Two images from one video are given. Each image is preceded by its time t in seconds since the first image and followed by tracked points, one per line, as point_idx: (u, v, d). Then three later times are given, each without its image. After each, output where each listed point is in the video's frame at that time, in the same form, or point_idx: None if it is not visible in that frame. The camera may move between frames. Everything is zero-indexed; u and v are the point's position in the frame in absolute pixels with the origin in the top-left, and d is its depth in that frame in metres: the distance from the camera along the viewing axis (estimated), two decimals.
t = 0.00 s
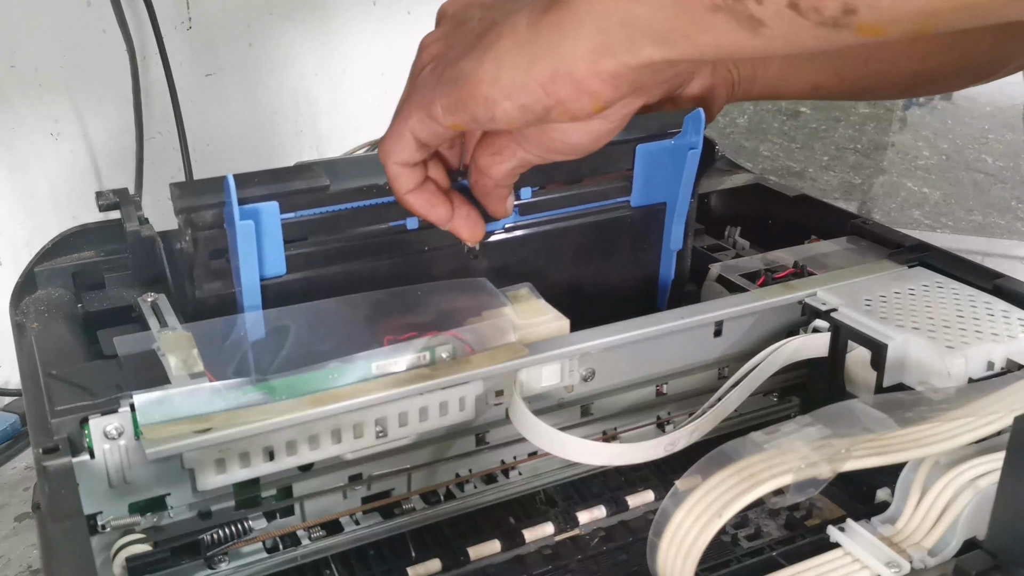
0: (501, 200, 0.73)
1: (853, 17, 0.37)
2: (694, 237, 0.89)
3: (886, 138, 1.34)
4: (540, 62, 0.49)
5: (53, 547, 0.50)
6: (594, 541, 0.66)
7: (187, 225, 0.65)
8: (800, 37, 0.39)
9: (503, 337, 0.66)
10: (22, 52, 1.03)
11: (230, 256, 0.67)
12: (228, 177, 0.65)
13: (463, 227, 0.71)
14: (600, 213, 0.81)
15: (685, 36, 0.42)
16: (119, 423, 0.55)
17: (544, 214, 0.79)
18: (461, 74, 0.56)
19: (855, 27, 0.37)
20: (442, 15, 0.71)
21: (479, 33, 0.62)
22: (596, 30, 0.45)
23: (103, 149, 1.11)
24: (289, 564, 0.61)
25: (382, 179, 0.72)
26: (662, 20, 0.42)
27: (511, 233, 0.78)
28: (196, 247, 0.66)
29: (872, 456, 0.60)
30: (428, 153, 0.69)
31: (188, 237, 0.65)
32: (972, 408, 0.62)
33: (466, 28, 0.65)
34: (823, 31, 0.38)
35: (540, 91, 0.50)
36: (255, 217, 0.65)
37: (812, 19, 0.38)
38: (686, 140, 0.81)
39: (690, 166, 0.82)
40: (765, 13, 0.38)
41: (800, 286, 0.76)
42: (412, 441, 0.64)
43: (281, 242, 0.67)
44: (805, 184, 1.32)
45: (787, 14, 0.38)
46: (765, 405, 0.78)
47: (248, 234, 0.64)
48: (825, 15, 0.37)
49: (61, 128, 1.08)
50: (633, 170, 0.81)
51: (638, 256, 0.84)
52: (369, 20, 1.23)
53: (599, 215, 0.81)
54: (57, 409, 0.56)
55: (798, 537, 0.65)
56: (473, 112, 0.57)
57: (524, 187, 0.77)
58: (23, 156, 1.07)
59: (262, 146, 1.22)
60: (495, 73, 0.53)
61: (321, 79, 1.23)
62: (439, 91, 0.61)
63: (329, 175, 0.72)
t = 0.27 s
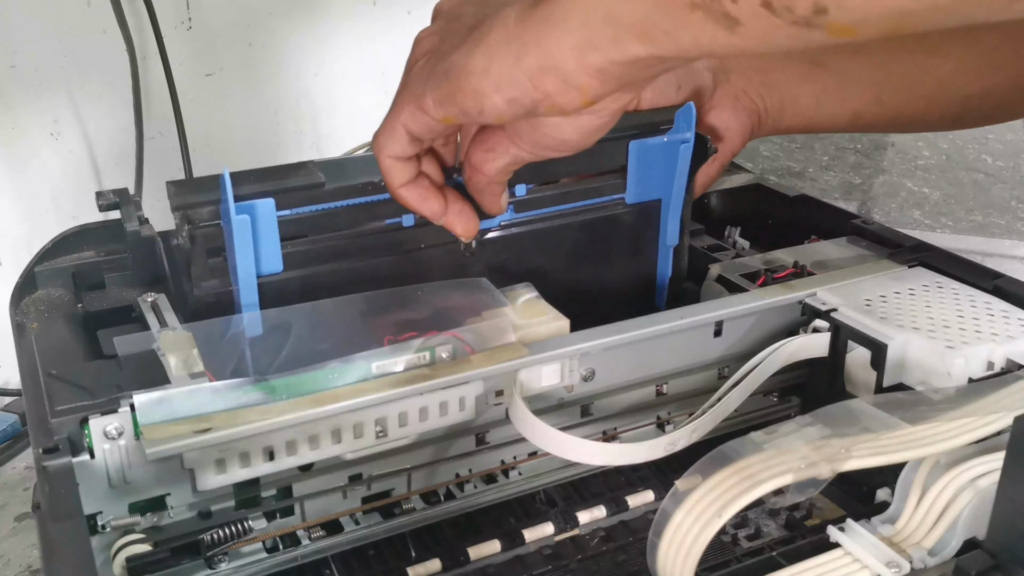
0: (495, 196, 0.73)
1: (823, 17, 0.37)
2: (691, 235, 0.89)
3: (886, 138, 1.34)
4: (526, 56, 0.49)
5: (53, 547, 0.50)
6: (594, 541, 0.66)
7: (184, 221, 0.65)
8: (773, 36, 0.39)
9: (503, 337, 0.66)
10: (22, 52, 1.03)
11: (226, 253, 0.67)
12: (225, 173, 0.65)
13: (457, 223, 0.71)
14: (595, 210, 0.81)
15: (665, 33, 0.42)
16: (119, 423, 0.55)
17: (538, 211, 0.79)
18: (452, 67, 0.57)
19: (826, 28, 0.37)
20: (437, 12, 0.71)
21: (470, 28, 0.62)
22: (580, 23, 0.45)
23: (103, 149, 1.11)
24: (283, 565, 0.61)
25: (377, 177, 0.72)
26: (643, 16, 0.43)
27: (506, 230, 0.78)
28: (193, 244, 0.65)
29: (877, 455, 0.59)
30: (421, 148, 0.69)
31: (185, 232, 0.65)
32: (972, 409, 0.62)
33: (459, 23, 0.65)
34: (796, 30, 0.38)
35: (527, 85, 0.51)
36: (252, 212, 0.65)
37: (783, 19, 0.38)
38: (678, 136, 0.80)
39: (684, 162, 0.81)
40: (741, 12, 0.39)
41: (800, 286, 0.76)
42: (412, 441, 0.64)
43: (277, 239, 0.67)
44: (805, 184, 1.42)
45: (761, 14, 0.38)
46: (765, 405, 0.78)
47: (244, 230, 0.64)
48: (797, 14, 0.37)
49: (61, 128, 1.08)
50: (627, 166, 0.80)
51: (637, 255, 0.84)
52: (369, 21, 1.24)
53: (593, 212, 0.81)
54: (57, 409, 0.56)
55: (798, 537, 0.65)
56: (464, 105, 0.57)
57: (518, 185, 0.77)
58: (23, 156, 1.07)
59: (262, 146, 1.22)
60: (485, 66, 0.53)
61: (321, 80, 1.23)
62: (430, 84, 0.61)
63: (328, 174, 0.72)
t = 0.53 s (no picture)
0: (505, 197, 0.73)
1: (847, 11, 0.37)
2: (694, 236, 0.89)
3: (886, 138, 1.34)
4: (543, 55, 0.49)
5: (53, 547, 0.50)
6: (594, 541, 0.66)
7: (188, 225, 0.65)
8: (797, 31, 0.40)
9: (504, 337, 0.66)
10: (22, 52, 1.03)
11: (230, 256, 0.67)
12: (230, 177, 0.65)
13: (468, 223, 0.72)
14: (602, 213, 0.81)
15: (687, 31, 0.43)
16: (119, 423, 0.55)
17: (545, 213, 0.79)
18: (467, 66, 0.57)
19: (850, 21, 0.38)
20: (450, 13, 0.71)
21: (483, 28, 0.62)
22: (599, 21, 0.45)
23: (103, 149, 1.11)
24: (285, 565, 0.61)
25: (383, 179, 0.71)
26: (664, 13, 0.43)
27: (512, 233, 0.78)
28: (197, 248, 0.66)
29: (876, 455, 0.60)
30: (433, 149, 0.69)
31: (189, 237, 0.65)
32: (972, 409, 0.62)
33: (473, 22, 0.65)
34: (818, 25, 0.39)
35: (544, 84, 0.51)
36: (257, 218, 0.65)
37: (807, 13, 0.38)
38: (688, 141, 0.80)
39: (691, 167, 0.82)
40: (764, 7, 0.39)
41: (800, 285, 0.76)
42: (412, 441, 0.64)
43: (282, 243, 0.67)
44: (805, 184, 1.42)
45: (784, 7, 0.38)
46: (765, 405, 0.78)
47: (250, 236, 0.64)
48: (820, 8, 0.38)
49: (62, 128, 1.08)
50: (635, 170, 0.80)
51: (638, 255, 0.84)
52: (369, 21, 1.23)
53: (600, 214, 0.81)
54: (57, 409, 0.56)
55: (797, 537, 0.65)
56: (477, 105, 0.57)
57: (527, 188, 0.77)
58: (23, 156, 1.07)
59: (263, 146, 1.22)
60: (499, 66, 0.53)
61: (321, 80, 1.23)
62: (444, 84, 0.61)
63: (328, 174, 0.71)
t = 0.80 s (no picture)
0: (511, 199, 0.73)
1: (859, 8, 0.37)
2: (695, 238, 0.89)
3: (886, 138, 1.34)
4: (552, 57, 0.49)
5: (53, 547, 0.50)
6: (594, 541, 0.66)
7: (189, 229, 0.64)
8: (810, 29, 0.39)
9: (503, 337, 0.66)
10: (22, 52, 1.03)
11: (232, 258, 0.66)
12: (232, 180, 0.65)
13: (473, 224, 0.72)
14: (605, 216, 0.81)
15: (695, 31, 0.42)
16: (119, 423, 0.55)
17: (548, 216, 0.79)
18: (475, 68, 0.57)
19: (861, 19, 0.37)
20: (459, 14, 0.71)
21: (491, 28, 0.62)
22: (608, 23, 0.45)
23: (103, 149, 1.11)
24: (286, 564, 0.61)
25: (386, 181, 0.71)
26: (673, 15, 0.42)
27: (514, 236, 0.78)
28: (198, 250, 0.65)
29: (876, 454, 0.60)
30: (439, 150, 0.69)
31: (191, 241, 0.65)
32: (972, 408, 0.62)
33: (481, 23, 0.65)
34: (831, 23, 0.38)
35: (553, 85, 0.51)
36: (260, 223, 0.65)
37: (817, 11, 0.38)
38: (694, 146, 0.80)
39: (696, 171, 0.82)
40: (773, 5, 0.39)
41: (800, 285, 0.76)
42: (412, 441, 0.64)
43: (285, 246, 0.67)
44: (805, 184, 1.42)
45: (794, 6, 0.38)
46: (765, 405, 0.78)
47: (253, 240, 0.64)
48: (831, 6, 0.37)
49: (62, 128, 1.08)
50: (640, 174, 0.80)
51: (638, 255, 0.84)
52: (369, 20, 1.23)
53: (604, 218, 0.81)
54: (57, 409, 0.56)
55: (797, 537, 0.65)
56: (486, 105, 0.57)
57: (530, 191, 0.77)
58: (23, 156, 1.07)
59: (263, 146, 1.22)
60: (508, 67, 0.53)
61: (321, 79, 1.23)
62: (452, 84, 0.61)
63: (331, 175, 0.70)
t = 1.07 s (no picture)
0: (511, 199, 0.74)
1: (855, 8, 0.35)
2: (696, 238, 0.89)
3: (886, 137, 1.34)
4: (551, 55, 0.49)
5: (52, 546, 0.50)
6: (595, 541, 0.66)
7: (190, 230, 0.65)
8: (806, 28, 0.38)
9: (502, 337, 0.66)
10: (22, 52, 1.03)
11: (233, 259, 0.66)
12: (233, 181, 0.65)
13: (474, 225, 0.72)
14: (607, 217, 0.81)
15: (693, 28, 0.41)
16: (119, 423, 0.55)
17: (549, 216, 0.79)
18: (475, 66, 0.56)
19: (857, 19, 0.36)
20: (458, 12, 0.70)
21: (491, 26, 0.62)
22: (606, 20, 0.45)
23: (103, 149, 1.11)
24: (291, 564, 0.61)
25: (388, 183, 0.71)
26: (670, 12, 0.42)
27: (514, 237, 0.78)
28: (199, 252, 0.65)
29: (875, 454, 0.60)
30: (439, 150, 0.69)
31: (192, 243, 0.65)
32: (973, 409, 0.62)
33: (482, 21, 0.65)
34: (825, 22, 0.37)
35: (552, 83, 0.50)
36: (261, 224, 0.65)
37: (813, 10, 0.36)
38: (696, 147, 0.81)
39: (698, 173, 0.82)
40: (770, 5, 0.38)
41: (800, 286, 0.76)
42: (412, 441, 0.64)
43: (286, 248, 0.67)
44: (805, 183, 1.42)
45: (791, 7, 0.37)
46: (766, 405, 0.79)
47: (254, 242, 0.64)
48: (827, 6, 0.36)
49: (62, 128, 1.08)
50: (641, 175, 0.80)
51: (638, 256, 0.84)
52: (369, 20, 1.23)
53: (605, 219, 0.81)
54: (57, 409, 0.56)
55: (797, 537, 0.65)
56: (485, 104, 0.57)
57: (530, 192, 0.77)
58: (23, 156, 1.07)
59: (263, 146, 1.22)
60: (507, 65, 0.52)
61: (321, 80, 1.23)
62: (451, 83, 0.61)
63: (331, 176, 0.70)
